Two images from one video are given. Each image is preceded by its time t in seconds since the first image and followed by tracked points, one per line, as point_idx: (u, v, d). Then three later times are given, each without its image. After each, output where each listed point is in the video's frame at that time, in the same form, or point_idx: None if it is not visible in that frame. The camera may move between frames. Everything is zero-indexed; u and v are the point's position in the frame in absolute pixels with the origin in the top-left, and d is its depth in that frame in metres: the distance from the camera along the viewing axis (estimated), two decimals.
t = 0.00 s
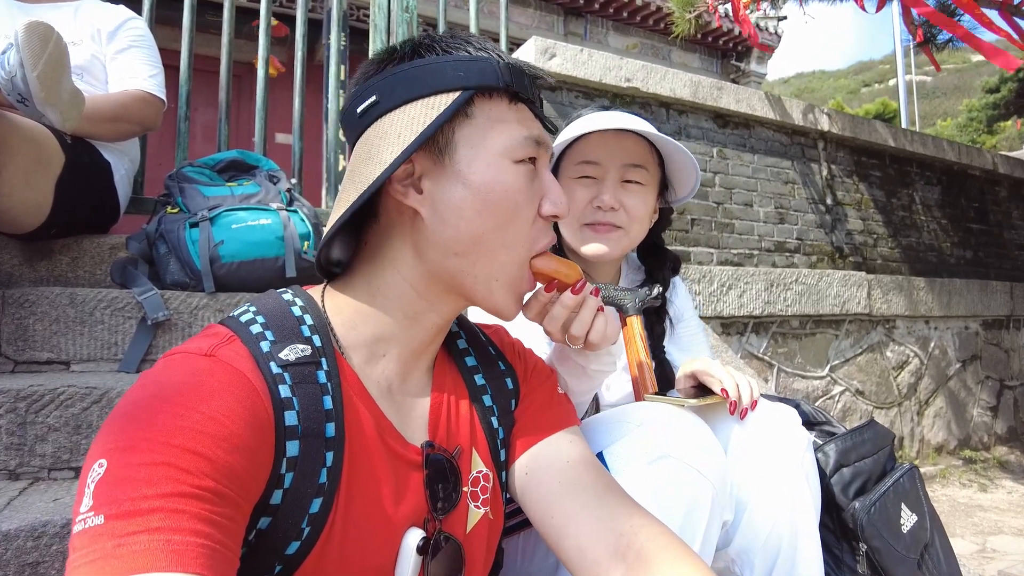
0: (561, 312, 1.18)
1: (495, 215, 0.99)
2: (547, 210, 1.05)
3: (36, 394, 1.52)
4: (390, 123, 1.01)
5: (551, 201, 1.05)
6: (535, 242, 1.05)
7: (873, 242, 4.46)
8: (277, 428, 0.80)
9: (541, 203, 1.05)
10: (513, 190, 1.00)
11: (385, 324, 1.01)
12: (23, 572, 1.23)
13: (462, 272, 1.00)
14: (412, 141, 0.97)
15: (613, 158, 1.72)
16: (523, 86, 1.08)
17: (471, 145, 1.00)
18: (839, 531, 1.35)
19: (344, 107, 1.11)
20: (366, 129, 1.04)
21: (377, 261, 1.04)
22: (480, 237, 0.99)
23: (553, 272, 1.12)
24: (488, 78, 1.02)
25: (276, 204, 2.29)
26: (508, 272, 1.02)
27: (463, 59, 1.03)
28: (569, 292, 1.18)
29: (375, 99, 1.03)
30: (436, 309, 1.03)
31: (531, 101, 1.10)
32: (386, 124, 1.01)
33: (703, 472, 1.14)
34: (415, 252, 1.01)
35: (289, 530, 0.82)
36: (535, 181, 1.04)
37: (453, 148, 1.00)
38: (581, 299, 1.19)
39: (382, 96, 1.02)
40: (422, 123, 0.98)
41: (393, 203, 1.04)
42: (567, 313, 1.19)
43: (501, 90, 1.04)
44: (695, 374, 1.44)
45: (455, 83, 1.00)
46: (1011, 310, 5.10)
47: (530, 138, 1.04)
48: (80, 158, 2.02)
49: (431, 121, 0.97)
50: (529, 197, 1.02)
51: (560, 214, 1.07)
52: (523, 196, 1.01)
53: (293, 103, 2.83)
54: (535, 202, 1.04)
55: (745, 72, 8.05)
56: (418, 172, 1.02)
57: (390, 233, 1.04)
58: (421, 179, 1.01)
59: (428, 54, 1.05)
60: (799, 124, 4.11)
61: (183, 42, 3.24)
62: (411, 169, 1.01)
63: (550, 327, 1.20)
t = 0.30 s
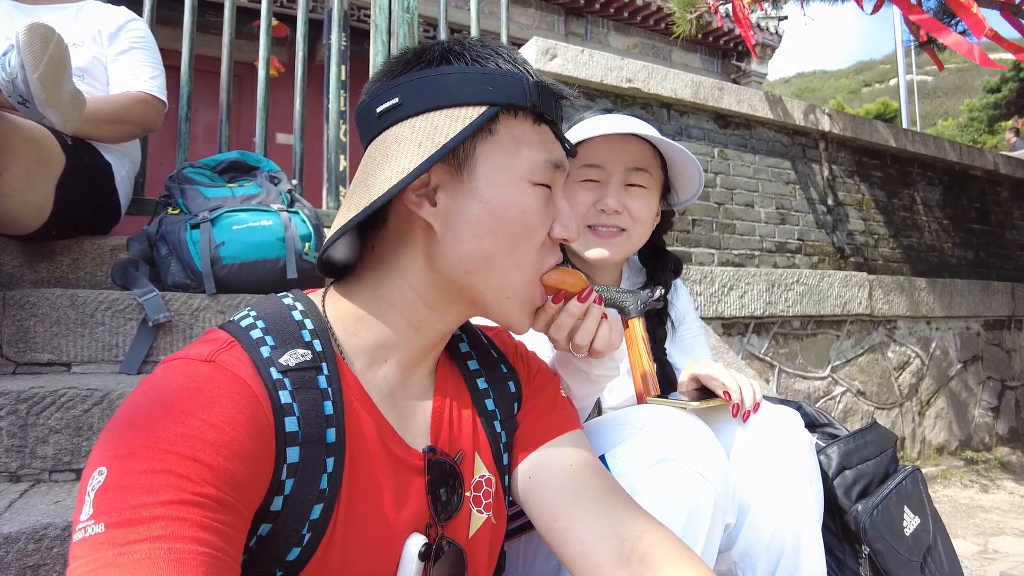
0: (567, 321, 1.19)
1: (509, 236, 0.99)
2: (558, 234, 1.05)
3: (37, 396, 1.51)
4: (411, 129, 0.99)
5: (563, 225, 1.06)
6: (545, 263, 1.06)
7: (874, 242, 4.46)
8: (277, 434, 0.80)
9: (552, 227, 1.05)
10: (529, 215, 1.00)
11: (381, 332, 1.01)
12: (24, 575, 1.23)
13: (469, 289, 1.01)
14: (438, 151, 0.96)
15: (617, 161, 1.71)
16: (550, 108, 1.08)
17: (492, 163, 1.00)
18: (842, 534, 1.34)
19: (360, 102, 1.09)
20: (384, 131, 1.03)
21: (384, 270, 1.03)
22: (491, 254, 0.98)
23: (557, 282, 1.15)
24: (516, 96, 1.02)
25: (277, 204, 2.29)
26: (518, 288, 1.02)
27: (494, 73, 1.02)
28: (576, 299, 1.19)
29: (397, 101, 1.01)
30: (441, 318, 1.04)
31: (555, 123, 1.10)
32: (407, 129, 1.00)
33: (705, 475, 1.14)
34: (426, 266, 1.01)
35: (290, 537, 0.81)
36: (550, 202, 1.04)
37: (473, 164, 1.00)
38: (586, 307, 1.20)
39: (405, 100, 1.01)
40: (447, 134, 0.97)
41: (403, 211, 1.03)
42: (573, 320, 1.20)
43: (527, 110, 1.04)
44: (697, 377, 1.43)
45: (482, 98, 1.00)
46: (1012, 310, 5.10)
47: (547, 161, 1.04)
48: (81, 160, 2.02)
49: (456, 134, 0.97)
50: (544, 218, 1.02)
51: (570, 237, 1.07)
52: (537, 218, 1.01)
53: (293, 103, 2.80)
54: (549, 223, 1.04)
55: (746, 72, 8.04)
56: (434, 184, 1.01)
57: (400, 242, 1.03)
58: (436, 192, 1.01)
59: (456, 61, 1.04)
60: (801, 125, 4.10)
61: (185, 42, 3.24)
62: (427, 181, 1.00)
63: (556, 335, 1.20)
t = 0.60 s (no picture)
0: (575, 324, 1.21)
1: (516, 250, 0.99)
2: (563, 250, 1.06)
3: (40, 398, 1.51)
4: (421, 136, 0.99)
5: (567, 240, 1.07)
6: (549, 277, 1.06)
7: (876, 243, 4.46)
8: (278, 440, 0.80)
9: (557, 241, 1.05)
10: (536, 232, 1.00)
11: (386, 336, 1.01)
12: None
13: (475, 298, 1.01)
14: (450, 162, 0.95)
15: (623, 165, 1.71)
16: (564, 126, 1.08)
17: (503, 178, 1.00)
18: (846, 537, 1.34)
19: (370, 101, 1.08)
20: (392, 134, 1.02)
21: (388, 276, 1.03)
22: (498, 268, 0.98)
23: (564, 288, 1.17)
24: (531, 112, 1.02)
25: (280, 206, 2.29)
26: (525, 297, 1.02)
27: (511, 86, 1.01)
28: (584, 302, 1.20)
29: (409, 105, 1.01)
30: (445, 323, 1.03)
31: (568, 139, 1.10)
32: (417, 135, 0.99)
33: (710, 478, 1.14)
34: (431, 277, 1.01)
35: (292, 542, 0.81)
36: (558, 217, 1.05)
37: (482, 177, 0.99)
38: (593, 311, 1.22)
39: (417, 105, 1.00)
40: (458, 145, 0.96)
41: (407, 219, 1.03)
42: (581, 324, 1.21)
43: (540, 126, 1.04)
44: (702, 381, 1.43)
45: (496, 111, 0.99)
46: (1014, 311, 5.09)
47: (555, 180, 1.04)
48: (84, 161, 2.02)
49: (467, 147, 0.96)
50: (552, 232, 1.02)
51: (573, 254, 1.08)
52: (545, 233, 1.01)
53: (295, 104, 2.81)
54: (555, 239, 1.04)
55: (747, 72, 8.04)
56: (441, 195, 1.00)
57: (405, 249, 1.03)
58: (442, 203, 1.00)
59: (471, 70, 1.03)
60: (803, 125, 4.10)
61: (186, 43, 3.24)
62: (434, 191, 1.00)
63: (563, 338, 1.23)
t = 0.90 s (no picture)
0: (600, 332, 1.24)
1: (489, 229, 0.98)
2: (540, 228, 1.04)
3: (41, 397, 1.52)
4: (384, 125, 1.00)
5: (544, 218, 1.05)
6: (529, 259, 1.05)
7: (877, 242, 4.45)
8: (274, 440, 0.80)
9: (534, 220, 1.04)
10: (509, 211, 0.99)
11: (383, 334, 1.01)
12: None
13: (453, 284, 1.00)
14: (414, 145, 0.96)
15: (621, 165, 1.72)
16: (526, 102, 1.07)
17: (470, 159, 1.00)
18: (845, 536, 1.34)
19: (337, 98, 1.10)
20: (358, 126, 1.04)
21: (368, 269, 1.04)
22: (473, 251, 0.98)
23: (599, 289, 1.23)
24: (492, 91, 1.01)
25: (280, 206, 2.30)
26: (506, 282, 1.01)
27: (471, 66, 1.02)
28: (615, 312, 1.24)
29: (372, 96, 1.02)
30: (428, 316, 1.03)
31: (531, 116, 1.09)
32: (380, 125, 1.00)
33: (708, 476, 1.14)
34: (406, 264, 1.01)
35: (291, 542, 0.82)
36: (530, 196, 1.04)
37: (449, 159, 1.00)
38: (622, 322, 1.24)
39: (380, 94, 1.01)
40: (421, 129, 0.97)
41: (381, 208, 1.04)
42: (606, 334, 1.24)
43: (503, 104, 1.03)
44: (701, 381, 1.43)
45: (457, 92, 0.99)
46: (1015, 311, 5.08)
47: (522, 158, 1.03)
48: (84, 162, 2.03)
49: (429, 129, 0.96)
50: (525, 212, 1.02)
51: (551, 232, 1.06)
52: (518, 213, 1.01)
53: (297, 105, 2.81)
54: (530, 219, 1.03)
55: (748, 72, 8.04)
56: (412, 180, 1.01)
57: (382, 241, 1.04)
58: (413, 188, 1.01)
59: (430, 55, 1.04)
60: (803, 125, 4.09)
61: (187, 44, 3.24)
62: (404, 176, 1.01)
63: (585, 344, 1.25)
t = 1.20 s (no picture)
0: (609, 287, 1.24)
1: (374, 216, 0.93)
2: (442, 204, 0.92)
3: (52, 397, 1.53)
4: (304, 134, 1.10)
5: (447, 194, 0.93)
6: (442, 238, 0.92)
7: (882, 243, 4.45)
8: (277, 449, 0.80)
9: (437, 198, 0.93)
10: (387, 191, 0.93)
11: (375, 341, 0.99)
12: None
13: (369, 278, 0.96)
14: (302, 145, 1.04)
15: (617, 161, 1.73)
16: (409, 70, 0.99)
17: (352, 147, 0.98)
18: (853, 537, 1.34)
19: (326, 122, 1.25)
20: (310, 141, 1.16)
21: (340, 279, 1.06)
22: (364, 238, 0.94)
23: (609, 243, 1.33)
24: (357, 73, 1.00)
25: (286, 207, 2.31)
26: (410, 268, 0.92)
27: (348, 57, 1.03)
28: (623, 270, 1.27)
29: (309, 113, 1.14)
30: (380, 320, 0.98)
31: (427, 83, 0.99)
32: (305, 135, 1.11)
33: (716, 475, 1.14)
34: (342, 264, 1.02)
35: (297, 549, 0.82)
36: (424, 174, 0.94)
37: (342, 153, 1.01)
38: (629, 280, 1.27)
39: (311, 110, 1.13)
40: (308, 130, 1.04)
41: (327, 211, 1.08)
42: (614, 289, 1.25)
43: (370, 82, 1.00)
44: (708, 382, 1.44)
45: (333, 84, 1.03)
46: (1022, 311, 5.06)
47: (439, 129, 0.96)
48: (93, 164, 2.04)
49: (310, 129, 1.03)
50: (417, 193, 0.93)
51: (458, 207, 0.92)
52: (400, 193, 0.92)
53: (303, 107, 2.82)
54: (428, 198, 0.93)
55: (752, 72, 8.04)
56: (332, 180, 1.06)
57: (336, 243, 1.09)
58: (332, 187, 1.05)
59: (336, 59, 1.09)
60: (808, 125, 4.09)
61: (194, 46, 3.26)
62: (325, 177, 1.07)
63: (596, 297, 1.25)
